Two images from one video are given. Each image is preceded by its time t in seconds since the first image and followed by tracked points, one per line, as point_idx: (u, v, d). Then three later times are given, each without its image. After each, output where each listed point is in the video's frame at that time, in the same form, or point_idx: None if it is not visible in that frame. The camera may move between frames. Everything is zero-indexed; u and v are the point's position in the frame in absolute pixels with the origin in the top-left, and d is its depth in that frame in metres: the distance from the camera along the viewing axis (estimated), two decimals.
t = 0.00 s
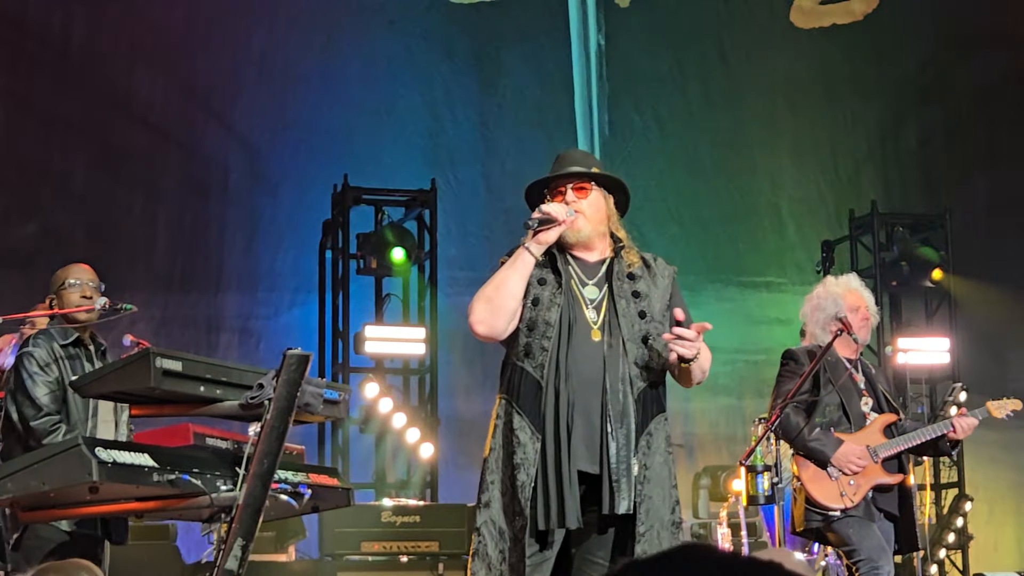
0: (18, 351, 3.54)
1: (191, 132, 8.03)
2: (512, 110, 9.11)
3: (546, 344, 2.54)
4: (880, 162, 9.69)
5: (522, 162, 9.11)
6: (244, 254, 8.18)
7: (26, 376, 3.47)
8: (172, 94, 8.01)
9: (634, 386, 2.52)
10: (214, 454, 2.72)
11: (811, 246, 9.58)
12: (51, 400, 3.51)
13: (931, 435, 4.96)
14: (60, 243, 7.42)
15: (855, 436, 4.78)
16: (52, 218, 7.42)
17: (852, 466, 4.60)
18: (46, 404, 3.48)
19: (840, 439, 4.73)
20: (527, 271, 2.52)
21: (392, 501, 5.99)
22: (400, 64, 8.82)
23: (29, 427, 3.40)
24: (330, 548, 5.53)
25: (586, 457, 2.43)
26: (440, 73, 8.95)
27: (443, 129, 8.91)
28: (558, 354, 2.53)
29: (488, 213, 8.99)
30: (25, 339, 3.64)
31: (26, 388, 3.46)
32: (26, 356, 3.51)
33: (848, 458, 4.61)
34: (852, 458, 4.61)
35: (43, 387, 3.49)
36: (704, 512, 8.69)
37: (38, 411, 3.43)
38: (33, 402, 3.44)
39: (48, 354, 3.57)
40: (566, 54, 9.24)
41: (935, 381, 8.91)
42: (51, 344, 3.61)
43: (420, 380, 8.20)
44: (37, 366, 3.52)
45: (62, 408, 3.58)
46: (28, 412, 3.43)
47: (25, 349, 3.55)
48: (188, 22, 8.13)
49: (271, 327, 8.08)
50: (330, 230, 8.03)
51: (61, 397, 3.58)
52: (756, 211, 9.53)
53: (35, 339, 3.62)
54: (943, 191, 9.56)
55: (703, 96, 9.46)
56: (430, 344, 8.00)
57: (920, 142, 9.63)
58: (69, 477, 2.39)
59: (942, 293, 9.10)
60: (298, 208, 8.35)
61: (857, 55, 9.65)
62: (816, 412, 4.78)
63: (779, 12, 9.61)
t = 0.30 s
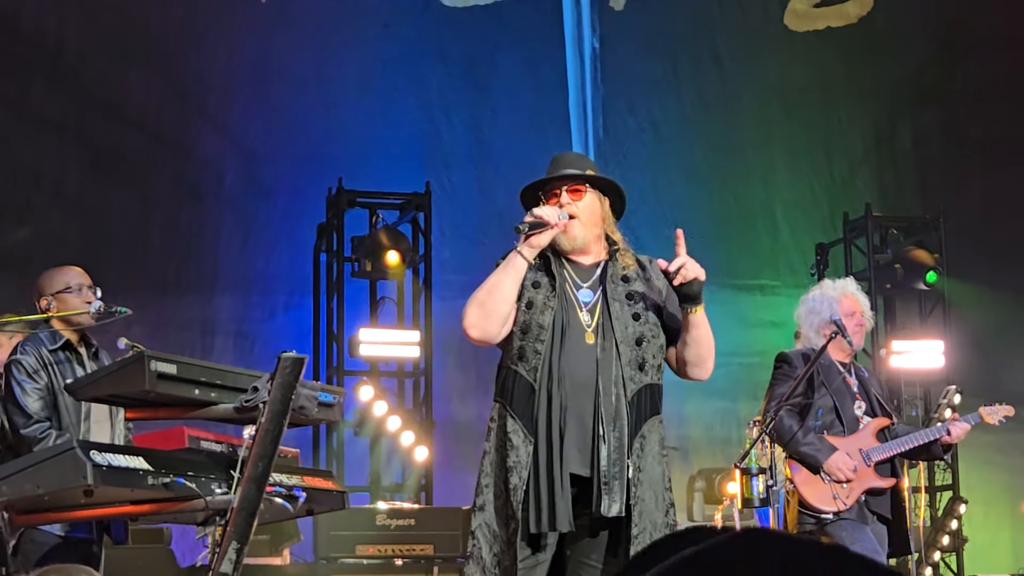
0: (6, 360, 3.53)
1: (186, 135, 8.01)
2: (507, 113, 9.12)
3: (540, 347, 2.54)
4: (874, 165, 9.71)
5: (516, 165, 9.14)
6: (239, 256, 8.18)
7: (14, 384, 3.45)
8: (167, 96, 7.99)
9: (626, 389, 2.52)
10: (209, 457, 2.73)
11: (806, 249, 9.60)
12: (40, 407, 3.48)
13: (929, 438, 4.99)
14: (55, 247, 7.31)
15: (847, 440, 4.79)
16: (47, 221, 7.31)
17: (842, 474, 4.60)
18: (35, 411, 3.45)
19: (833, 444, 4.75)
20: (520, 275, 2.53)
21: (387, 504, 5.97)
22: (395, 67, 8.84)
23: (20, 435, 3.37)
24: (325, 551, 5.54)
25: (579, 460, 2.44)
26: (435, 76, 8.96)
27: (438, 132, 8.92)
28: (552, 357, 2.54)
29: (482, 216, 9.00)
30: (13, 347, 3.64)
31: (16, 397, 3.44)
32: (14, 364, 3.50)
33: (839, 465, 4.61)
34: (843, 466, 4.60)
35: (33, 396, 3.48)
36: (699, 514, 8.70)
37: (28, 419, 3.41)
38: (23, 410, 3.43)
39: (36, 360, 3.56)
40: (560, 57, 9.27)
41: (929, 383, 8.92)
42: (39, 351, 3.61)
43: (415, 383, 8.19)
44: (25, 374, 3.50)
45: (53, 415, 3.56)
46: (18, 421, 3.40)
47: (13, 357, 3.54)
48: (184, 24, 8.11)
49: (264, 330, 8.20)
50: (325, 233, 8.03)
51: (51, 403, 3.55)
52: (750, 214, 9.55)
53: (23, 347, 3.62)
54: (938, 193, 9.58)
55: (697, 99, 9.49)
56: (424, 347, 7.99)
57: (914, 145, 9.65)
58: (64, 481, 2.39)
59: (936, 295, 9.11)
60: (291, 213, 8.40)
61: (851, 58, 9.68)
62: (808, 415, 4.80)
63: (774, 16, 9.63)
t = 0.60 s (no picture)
0: (8, 362, 3.53)
1: (181, 141, 8.02)
2: (501, 118, 9.15)
3: (534, 354, 2.55)
4: (869, 171, 9.74)
5: (511, 170, 9.16)
6: (234, 262, 8.17)
7: (16, 386, 3.46)
8: (162, 102, 7.99)
9: (622, 394, 2.52)
10: (204, 464, 2.72)
11: (802, 254, 9.59)
12: (40, 411, 3.48)
13: (923, 441, 5.00)
14: (50, 252, 7.31)
15: (841, 445, 4.78)
16: (42, 227, 7.31)
17: (837, 476, 4.63)
18: (35, 415, 3.44)
19: (826, 447, 4.75)
20: (513, 281, 2.54)
21: (381, 509, 5.96)
22: (389, 72, 8.86)
23: (18, 438, 3.37)
24: (320, 557, 5.49)
25: (574, 466, 2.44)
26: (429, 81, 8.99)
27: (432, 138, 8.94)
28: (547, 363, 2.54)
29: (477, 221, 9.00)
30: (15, 350, 3.64)
31: (16, 397, 3.44)
32: (17, 366, 3.50)
33: (834, 468, 4.64)
34: (838, 468, 4.63)
35: (33, 398, 3.48)
36: (694, 519, 8.70)
37: (28, 422, 3.40)
38: (23, 412, 3.43)
39: (39, 364, 3.57)
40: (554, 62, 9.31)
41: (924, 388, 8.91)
42: (43, 355, 3.62)
43: (410, 388, 8.18)
44: (27, 376, 3.51)
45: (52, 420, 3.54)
46: (17, 423, 3.40)
47: (15, 360, 3.54)
48: (179, 29, 8.10)
49: (261, 335, 8.16)
50: (320, 238, 8.05)
51: (51, 408, 3.54)
52: (747, 218, 9.55)
53: (26, 349, 3.63)
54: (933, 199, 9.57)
55: (692, 104, 9.51)
56: (419, 353, 7.96)
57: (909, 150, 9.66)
58: (58, 487, 2.39)
59: (932, 300, 9.11)
60: (287, 217, 8.38)
61: (846, 62, 9.70)
62: (802, 420, 4.81)
63: (768, 21, 9.66)
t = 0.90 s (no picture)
0: (5, 360, 3.51)
1: (174, 143, 8.00)
2: (493, 120, 9.20)
3: (527, 355, 2.55)
4: (862, 172, 9.75)
5: (503, 171, 9.18)
6: (228, 263, 8.16)
7: (13, 383, 3.42)
8: (154, 105, 7.96)
9: (615, 396, 2.53)
10: (197, 465, 2.71)
11: (795, 256, 9.62)
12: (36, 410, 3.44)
13: (905, 446, 5.01)
14: (44, 255, 7.22)
15: (833, 445, 4.78)
16: (34, 229, 7.22)
17: (830, 478, 4.65)
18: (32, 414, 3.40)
19: (818, 449, 4.76)
20: (504, 283, 2.55)
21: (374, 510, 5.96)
22: (382, 74, 8.88)
23: (14, 435, 3.31)
24: (313, 559, 5.48)
25: (567, 468, 2.44)
26: (422, 83, 9.02)
27: (425, 140, 8.97)
28: (539, 365, 2.55)
29: (470, 222, 9.02)
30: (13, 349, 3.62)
31: (13, 394, 3.41)
32: (15, 364, 3.48)
33: (826, 470, 4.65)
34: (830, 471, 4.64)
35: (29, 396, 3.45)
36: (688, 521, 8.70)
37: (25, 420, 3.35)
38: (20, 410, 3.38)
39: (36, 363, 3.55)
40: (546, 65, 9.36)
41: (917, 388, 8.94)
42: (40, 355, 3.61)
43: (403, 390, 8.17)
44: (25, 374, 3.48)
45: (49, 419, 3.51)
46: (14, 421, 3.35)
47: (12, 359, 3.52)
48: (171, 31, 8.08)
49: (254, 336, 8.18)
50: (313, 240, 8.06)
51: (47, 408, 3.51)
52: (740, 219, 9.60)
53: (24, 348, 3.62)
54: (928, 200, 9.56)
55: (685, 106, 9.56)
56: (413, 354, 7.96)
57: (903, 150, 9.67)
58: (51, 488, 2.40)
59: (926, 300, 9.11)
60: (280, 220, 8.41)
61: (839, 64, 9.72)
62: (794, 422, 4.79)
63: (761, 22, 9.69)
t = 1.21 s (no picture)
0: (3, 360, 3.53)
1: (167, 144, 7.94)
2: (486, 120, 9.23)
3: (515, 356, 2.56)
4: (855, 172, 9.77)
5: (496, 172, 9.21)
6: (220, 264, 8.15)
7: (10, 382, 3.44)
8: (148, 108, 7.86)
9: (603, 395, 2.53)
10: (190, 466, 2.71)
11: (787, 259, 9.64)
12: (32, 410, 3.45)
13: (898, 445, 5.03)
14: (40, 256, 7.04)
15: (826, 445, 4.79)
16: (28, 232, 7.01)
17: (823, 479, 4.63)
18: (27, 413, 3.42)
19: (810, 450, 4.77)
20: (489, 284, 2.54)
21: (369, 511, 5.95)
22: (375, 74, 8.91)
23: (10, 434, 3.32)
24: (307, 559, 5.49)
25: (556, 468, 2.45)
26: (415, 84, 9.05)
27: (418, 141, 8.99)
28: (527, 365, 2.56)
29: (464, 223, 9.02)
30: (11, 349, 3.65)
31: (8, 392, 3.42)
32: (12, 363, 3.49)
33: (820, 470, 4.63)
34: (823, 472, 4.63)
35: (24, 396, 3.46)
36: (682, 522, 8.69)
37: (21, 419, 3.37)
38: (15, 409, 3.39)
39: (34, 364, 3.57)
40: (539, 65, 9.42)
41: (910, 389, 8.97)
42: (37, 355, 3.63)
43: (397, 391, 8.16)
44: (21, 373, 3.50)
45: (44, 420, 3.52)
46: (9, 419, 3.36)
47: (10, 359, 3.54)
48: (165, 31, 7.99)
49: (247, 337, 8.22)
50: (307, 241, 8.11)
51: (43, 409, 3.52)
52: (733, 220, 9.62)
53: (22, 349, 3.65)
54: (922, 203, 9.57)
55: (678, 106, 9.57)
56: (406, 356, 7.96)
57: (898, 151, 9.67)
58: (44, 490, 2.39)
59: (918, 300, 9.15)
60: (272, 221, 8.46)
61: (833, 64, 9.75)
62: (787, 422, 4.80)
63: (754, 23, 9.73)
